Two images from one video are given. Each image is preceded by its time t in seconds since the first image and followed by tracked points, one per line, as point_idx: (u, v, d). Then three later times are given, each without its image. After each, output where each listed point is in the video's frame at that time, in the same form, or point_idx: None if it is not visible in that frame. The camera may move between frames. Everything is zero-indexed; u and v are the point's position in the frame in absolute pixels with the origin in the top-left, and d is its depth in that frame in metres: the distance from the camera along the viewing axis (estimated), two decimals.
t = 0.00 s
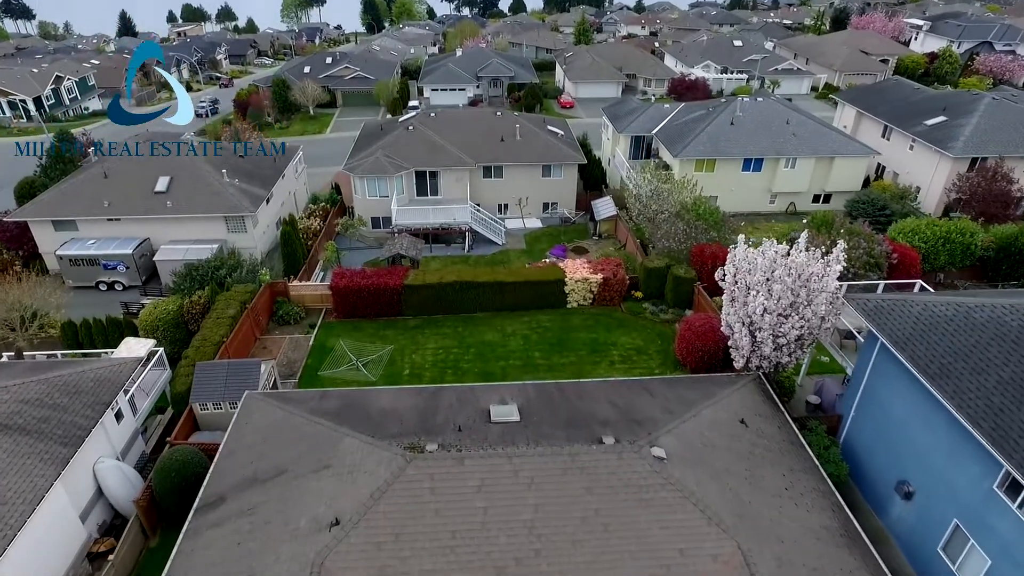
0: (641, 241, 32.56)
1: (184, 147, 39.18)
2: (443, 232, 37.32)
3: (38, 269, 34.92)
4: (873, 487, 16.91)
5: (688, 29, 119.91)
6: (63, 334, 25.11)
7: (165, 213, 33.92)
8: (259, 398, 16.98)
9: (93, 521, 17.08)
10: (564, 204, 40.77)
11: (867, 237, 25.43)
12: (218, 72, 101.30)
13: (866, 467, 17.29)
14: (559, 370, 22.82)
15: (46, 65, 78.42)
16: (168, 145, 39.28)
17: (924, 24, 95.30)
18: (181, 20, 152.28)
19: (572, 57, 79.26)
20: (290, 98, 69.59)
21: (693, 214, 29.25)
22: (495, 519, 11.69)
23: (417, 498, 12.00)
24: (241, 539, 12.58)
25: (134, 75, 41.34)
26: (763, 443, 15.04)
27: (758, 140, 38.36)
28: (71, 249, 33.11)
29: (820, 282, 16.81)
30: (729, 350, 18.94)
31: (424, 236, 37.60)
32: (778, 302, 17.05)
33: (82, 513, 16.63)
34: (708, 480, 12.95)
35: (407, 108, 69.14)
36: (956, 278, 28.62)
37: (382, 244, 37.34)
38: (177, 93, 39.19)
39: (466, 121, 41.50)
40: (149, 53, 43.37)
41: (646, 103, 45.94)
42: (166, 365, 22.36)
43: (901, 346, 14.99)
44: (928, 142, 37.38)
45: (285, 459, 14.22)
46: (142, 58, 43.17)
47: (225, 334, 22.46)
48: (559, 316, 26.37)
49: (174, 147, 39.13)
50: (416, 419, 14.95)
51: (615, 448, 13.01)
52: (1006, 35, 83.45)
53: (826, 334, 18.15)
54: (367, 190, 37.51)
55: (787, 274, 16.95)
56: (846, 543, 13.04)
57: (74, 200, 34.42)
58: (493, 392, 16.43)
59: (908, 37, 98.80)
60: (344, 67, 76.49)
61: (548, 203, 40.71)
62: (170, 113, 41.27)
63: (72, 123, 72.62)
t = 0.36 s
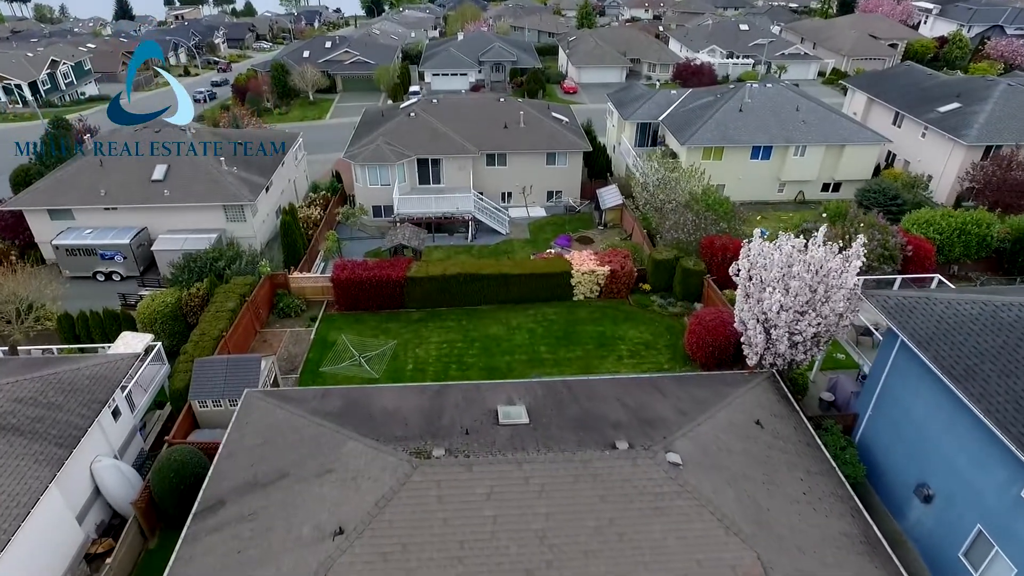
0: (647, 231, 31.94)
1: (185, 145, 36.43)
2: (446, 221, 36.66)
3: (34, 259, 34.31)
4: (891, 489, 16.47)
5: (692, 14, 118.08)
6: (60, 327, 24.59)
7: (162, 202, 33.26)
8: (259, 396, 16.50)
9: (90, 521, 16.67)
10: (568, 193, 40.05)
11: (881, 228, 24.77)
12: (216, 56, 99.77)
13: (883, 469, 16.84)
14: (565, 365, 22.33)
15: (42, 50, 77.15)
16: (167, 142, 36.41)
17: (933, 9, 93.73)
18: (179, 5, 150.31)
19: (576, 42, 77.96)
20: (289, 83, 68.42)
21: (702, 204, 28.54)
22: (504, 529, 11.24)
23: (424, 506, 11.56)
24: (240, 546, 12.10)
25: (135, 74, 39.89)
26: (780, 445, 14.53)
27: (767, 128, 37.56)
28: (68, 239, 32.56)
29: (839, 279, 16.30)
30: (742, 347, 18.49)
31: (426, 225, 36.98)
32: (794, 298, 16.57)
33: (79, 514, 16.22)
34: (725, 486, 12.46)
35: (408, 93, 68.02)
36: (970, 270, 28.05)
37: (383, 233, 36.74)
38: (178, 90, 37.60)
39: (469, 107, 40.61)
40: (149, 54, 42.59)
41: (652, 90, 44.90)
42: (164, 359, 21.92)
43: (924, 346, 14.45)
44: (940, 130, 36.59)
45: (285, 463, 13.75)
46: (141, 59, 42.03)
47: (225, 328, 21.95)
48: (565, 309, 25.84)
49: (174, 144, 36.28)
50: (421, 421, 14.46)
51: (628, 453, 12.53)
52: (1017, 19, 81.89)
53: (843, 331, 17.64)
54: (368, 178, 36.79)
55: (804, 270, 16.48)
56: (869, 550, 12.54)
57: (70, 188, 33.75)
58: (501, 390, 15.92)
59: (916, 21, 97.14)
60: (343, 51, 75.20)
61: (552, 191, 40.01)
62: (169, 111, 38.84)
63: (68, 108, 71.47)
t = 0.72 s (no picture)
0: (654, 218, 31.34)
1: (186, 144, 34.86)
2: (448, 207, 36.03)
3: (31, 246, 33.79)
4: (907, 487, 16.09)
5: None
6: (57, 316, 24.15)
7: (160, 188, 32.68)
8: (259, 391, 16.09)
9: (88, 517, 16.34)
10: (573, 178, 39.34)
11: (894, 216, 24.14)
12: (215, 38, 98.26)
13: (899, 466, 16.45)
14: (572, 357, 21.88)
15: (38, 31, 75.85)
16: (167, 142, 34.87)
17: None
18: None
19: (580, 23, 76.50)
20: (289, 65, 67.26)
21: (711, 191, 27.88)
22: (513, 534, 10.87)
23: (429, 510, 11.18)
24: (240, 548, 11.73)
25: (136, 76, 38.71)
26: (795, 444, 14.10)
27: (776, 112, 36.76)
28: (65, 225, 32.05)
29: (856, 272, 15.84)
30: (754, 341, 18.05)
31: (428, 212, 36.36)
32: (809, 292, 16.12)
33: (77, 511, 15.89)
34: (740, 488, 12.05)
35: (409, 76, 66.88)
36: (985, 260, 27.46)
37: (385, 220, 36.14)
38: (178, 88, 36.17)
39: (472, 91, 39.74)
40: (149, 52, 41.22)
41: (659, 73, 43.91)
42: (163, 351, 21.53)
43: (946, 342, 13.97)
44: (954, 115, 35.74)
45: (285, 462, 13.35)
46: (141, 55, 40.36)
47: (224, 318, 21.54)
48: (571, 299, 25.35)
49: (175, 143, 34.72)
50: (425, 419, 14.04)
51: (640, 455, 12.12)
52: None
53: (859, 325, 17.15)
54: (369, 163, 36.09)
55: (820, 262, 16.03)
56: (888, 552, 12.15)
57: (66, 174, 33.14)
58: (507, 386, 15.48)
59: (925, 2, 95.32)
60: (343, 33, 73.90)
61: (556, 177, 39.32)
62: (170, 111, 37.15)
63: (65, 90, 70.39)
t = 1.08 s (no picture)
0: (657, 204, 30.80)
1: (186, 143, 33.29)
2: (449, 193, 35.47)
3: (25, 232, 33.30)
4: (915, 483, 15.77)
5: None
6: (51, 304, 23.73)
7: (155, 172, 32.12)
8: (254, 383, 15.72)
9: (81, 511, 16.07)
10: (575, 163, 38.71)
11: (904, 203, 23.57)
12: (213, 19, 96.60)
13: (907, 461, 16.11)
14: (573, 347, 21.49)
15: (32, 11, 74.42)
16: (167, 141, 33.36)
17: None
18: None
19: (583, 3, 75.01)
20: (287, 47, 66.21)
21: (717, 177, 27.27)
22: (512, 536, 10.54)
23: (426, 510, 10.86)
24: (233, 546, 11.42)
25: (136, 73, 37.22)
26: (803, 440, 13.72)
27: (783, 96, 35.98)
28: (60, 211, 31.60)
29: (868, 263, 15.34)
30: (761, 333, 17.64)
31: (428, 197, 35.79)
32: (818, 283, 15.66)
33: (69, 504, 15.61)
34: (746, 487, 11.70)
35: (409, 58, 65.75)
36: (995, 248, 26.95)
37: (384, 205, 35.61)
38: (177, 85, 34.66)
39: (473, 73, 38.85)
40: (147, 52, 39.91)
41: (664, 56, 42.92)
42: (157, 340, 21.17)
43: (960, 336, 13.52)
44: (965, 98, 34.95)
45: (279, 458, 13.01)
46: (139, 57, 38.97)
47: (219, 307, 21.13)
48: (573, 287, 24.90)
49: (175, 144, 33.16)
50: (423, 414, 13.67)
51: (644, 454, 11.74)
52: None
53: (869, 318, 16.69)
54: (367, 147, 35.48)
55: (831, 253, 15.55)
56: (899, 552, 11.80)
57: (60, 158, 32.50)
58: (507, 379, 15.08)
59: None
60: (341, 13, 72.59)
61: (558, 161, 38.68)
62: (169, 107, 35.48)
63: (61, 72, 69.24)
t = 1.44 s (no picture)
0: (657, 192, 30.20)
1: (186, 143, 32.12)
2: (446, 179, 34.85)
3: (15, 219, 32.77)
4: (917, 482, 15.39)
5: None
6: (39, 294, 23.27)
7: (147, 159, 31.52)
8: (240, 379, 15.32)
9: (66, 508, 15.76)
10: (574, 149, 38.05)
11: (911, 193, 22.97)
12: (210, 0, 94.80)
13: (910, 460, 15.70)
14: (569, 340, 21.04)
15: None
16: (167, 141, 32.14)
17: None
18: None
19: None
20: (284, 29, 65.10)
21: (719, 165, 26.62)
22: (500, 544, 10.19)
23: (411, 517, 10.51)
24: (213, 550, 11.08)
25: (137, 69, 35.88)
26: (803, 440, 13.30)
27: (787, 80, 35.17)
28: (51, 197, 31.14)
29: (873, 257, 14.86)
30: (762, 328, 17.15)
31: (425, 184, 35.16)
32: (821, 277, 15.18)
33: (53, 502, 15.29)
34: (743, 491, 11.32)
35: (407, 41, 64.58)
36: (1002, 237, 26.37)
37: (380, 192, 35.03)
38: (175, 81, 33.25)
39: (472, 56, 37.94)
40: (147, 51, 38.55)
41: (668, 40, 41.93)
42: (145, 332, 20.77)
43: (967, 333, 13.05)
44: (974, 83, 34.14)
45: (263, 458, 12.62)
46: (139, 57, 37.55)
47: (208, 299, 20.68)
48: (570, 278, 24.41)
49: (175, 143, 31.99)
50: (411, 414, 13.27)
51: (638, 458, 11.34)
52: None
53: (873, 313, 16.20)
54: (363, 133, 34.83)
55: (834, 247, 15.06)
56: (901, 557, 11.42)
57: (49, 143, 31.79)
58: (500, 376, 14.64)
59: None
60: None
61: (558, 147, 38.00)
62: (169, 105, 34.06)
63: (55, 55, 67.92)
